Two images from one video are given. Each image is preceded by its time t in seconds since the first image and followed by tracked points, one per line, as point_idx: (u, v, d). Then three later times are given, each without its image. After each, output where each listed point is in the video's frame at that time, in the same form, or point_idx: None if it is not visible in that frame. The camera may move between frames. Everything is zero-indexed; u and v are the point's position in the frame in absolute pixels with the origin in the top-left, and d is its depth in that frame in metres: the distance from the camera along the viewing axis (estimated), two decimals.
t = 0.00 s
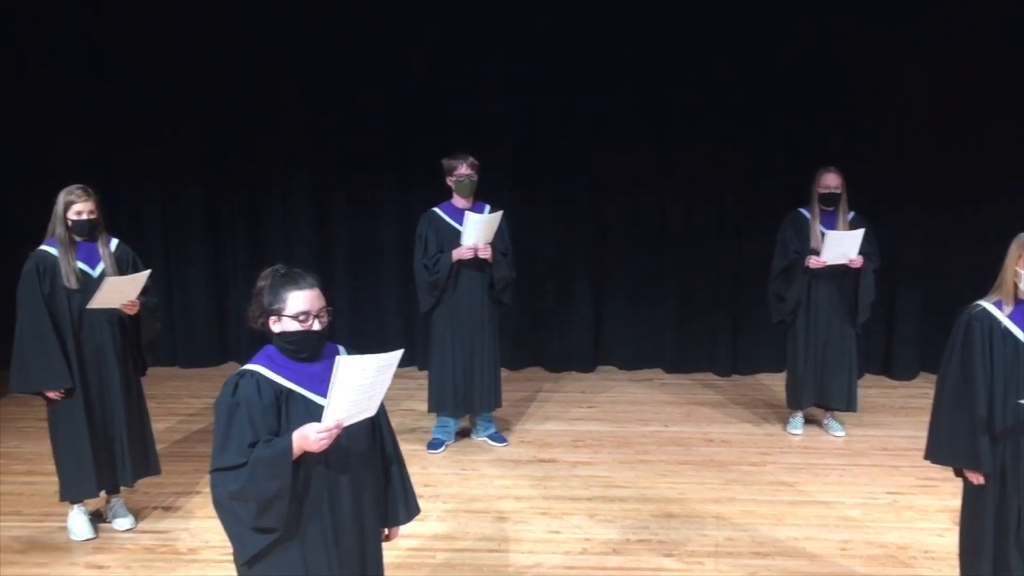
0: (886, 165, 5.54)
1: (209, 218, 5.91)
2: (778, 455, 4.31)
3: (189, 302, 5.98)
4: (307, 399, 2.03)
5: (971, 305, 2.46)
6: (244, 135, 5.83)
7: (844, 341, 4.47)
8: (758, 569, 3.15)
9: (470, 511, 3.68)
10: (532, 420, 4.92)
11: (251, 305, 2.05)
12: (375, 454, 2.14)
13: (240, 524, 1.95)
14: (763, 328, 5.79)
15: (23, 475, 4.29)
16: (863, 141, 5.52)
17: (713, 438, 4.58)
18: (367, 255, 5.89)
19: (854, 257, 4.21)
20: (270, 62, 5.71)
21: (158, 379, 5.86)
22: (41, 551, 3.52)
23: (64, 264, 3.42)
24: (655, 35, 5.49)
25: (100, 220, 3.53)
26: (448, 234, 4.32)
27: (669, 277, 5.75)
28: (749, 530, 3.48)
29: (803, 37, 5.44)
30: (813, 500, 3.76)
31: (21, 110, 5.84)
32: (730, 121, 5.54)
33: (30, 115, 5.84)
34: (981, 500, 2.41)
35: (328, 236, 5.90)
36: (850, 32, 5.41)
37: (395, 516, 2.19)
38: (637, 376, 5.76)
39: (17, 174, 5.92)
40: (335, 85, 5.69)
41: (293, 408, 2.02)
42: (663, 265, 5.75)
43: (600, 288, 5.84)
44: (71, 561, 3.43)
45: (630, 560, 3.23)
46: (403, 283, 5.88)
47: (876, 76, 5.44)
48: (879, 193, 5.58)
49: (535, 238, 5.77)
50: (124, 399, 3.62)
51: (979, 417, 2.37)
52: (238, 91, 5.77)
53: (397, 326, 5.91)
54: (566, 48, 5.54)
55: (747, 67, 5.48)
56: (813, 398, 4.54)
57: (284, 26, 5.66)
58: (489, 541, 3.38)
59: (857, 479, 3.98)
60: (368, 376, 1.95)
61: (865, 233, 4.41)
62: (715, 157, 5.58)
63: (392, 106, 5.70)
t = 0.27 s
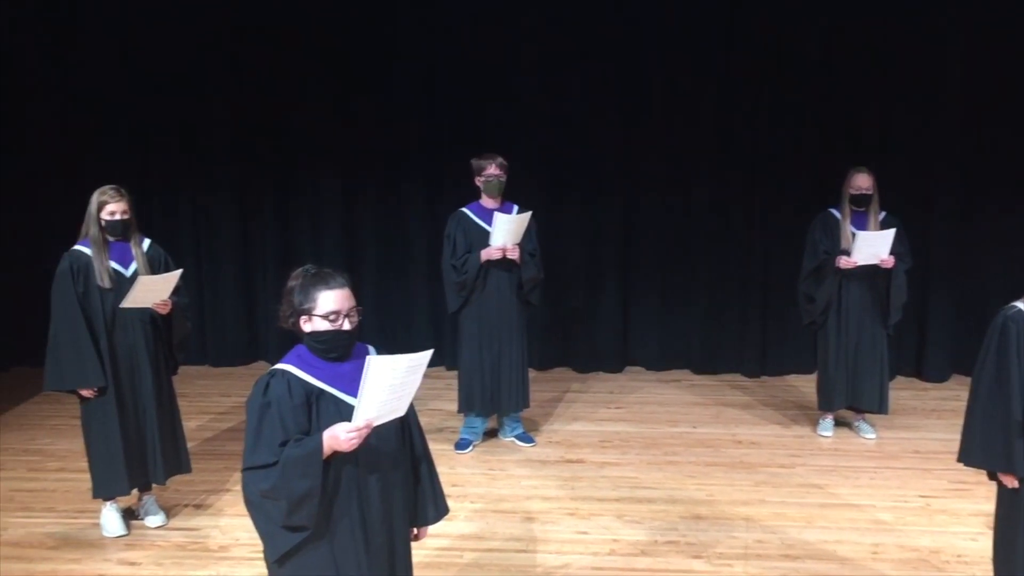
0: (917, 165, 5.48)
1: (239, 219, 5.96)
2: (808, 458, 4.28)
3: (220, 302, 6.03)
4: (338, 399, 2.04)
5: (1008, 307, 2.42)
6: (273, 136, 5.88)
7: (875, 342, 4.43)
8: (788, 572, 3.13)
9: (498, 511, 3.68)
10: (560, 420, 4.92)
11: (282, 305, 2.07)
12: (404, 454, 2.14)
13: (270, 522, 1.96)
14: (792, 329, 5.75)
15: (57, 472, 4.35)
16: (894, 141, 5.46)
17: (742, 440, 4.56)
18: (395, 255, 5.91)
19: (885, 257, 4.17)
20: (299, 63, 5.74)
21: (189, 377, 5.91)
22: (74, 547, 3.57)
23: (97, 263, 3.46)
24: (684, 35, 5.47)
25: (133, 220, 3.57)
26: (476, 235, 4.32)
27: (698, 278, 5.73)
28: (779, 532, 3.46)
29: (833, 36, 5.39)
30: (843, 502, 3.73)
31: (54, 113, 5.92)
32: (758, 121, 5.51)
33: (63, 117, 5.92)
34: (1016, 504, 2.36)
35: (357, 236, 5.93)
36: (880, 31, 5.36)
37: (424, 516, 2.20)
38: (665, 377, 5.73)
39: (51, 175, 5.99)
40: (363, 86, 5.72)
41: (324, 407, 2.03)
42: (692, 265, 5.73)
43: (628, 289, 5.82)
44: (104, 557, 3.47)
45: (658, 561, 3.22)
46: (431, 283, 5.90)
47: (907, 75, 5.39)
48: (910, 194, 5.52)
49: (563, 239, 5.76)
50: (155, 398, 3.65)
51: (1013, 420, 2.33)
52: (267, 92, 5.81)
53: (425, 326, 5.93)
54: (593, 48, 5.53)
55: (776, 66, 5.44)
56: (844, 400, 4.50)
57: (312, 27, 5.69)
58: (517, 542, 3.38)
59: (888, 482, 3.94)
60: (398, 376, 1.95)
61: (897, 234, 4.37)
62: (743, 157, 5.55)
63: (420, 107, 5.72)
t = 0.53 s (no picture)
0: (954, 166, 5.41)
1: (272, 218, 6.01)
2: (840, 460, 4.24)
3: (252, 300, 6.08)
4: (370, 398, 2.05)
5: None
6: (305, 137, 5.92)
7: (909, 344, 4.38)
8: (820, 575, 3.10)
9: (528, 511, 3.68)
10: (589, 421, 4.91)
11: (315, 304, 2.08)
12: (436, 454, 2.15)
13: (303, 520, 1.98)
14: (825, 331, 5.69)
15: (93, 468, 4.41)
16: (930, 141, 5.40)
17: (773, 442, 4.53)
18: (426, 254, 5.93)
19: (920, 259, 4.12)
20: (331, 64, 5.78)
21: (222, 375, 5.97)
22: (110, 542, 3.61)
23: (133, 262, 3.51)
24: (716, 34, 5.44)
25: (168, 219, 3.62)
26: (506, 235, 4.33)
27: (729, 279, 5.69)
28: (811, 535, 3.43)
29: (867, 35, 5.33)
30: (877, 506, 3.69)
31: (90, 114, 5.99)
32: (791, 120, 5.47)
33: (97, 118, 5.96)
34: None
35: (388, 235, 5.96)
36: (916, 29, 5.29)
37: (454, 516, 2.21)
38: (696, 378, 5.71)
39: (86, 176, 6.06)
40: (394, 86, 5.75)
41: (356, 406, 2.05)
42: (723, 266, 5.70)
43: (658, 289, 5.80)
44: (138, 553, 3.51)
45: (688, 563, 3.21)
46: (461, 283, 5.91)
47: (943, 75, 5.32)
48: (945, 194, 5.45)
49: (593, 239, 5.76)
50: (189, 396, 3.69)
51: None
52: (299, 93, 5.85)
53: (455, 325, 5.94)
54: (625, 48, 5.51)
55: (809, 66, 5.39)
56: (877, 403, 4.45)
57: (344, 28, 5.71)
58: (547, 542, 3.38)
59: (923, 486, 3.90)
60: (430, 376, 1.96)
61: (932, 235, 4.32)
62: (775, 157, 5.51)
63: (451, 107, 5.72)
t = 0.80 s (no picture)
0: (993, 168, 5.33)
1: (306, 218, 6.06)
2: (876, 465, 4.19)
3: (286, 299, 6.13)
4: (404, 397, 2.06)
5: None
6: (339, 137, 5.96)
7: (946, 348, 4.33)
8: None
9: (559, 512, 3.68)
10: (621, 422, 4.90)
11: (350, 304, 2.10)
12: (469, 454, 2.15)
13: (337, 517, 1.99)
14: (860, 334, 5.63)
15: (129, 463, 4.47)
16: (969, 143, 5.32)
17: (807, 446, 4.48)
18: (458, 254, 5.94)
19: (958, 262, 4.07)
20: (365, 65, 5.81)
21: (256, 373, 6.02)
22: (145, 537, 3.66)
23: (169, 261, 3.55)
24: (751, 35, 5.41)
25: (204, 218, 3.65)
26: (540, 235, 4.33)
27: (762, 281, 5.65)
28: (845, 540, 3.40)
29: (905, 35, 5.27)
30: (912, 512, 3.65)
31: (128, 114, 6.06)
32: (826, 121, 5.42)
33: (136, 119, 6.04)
34: None
35: (420, 235, 5.98)
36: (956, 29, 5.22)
37: (487, 517, 2.21)
38: (729, 381, 5.67)
39: (124, 175, 6.14)
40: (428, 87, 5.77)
41: (391, 405, 2.05)
42: (757, 268, 5.65)
43: (691, 291, 5.77)
44: (173, 548, 3.55)
45: (720, 567, 3.19)
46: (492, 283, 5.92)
47: (982, 75, 5.24)
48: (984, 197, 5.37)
49: (625, 240, 5.74)
50: (224, 393, 3.73)
51: None
52: (334, 94, 5.89)
53: (487, 325, 5.95)
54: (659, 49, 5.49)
55: (846, 66, 5.33)
56: (913, 407, 4.40)
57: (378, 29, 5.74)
58: (578, 543, 3.38)
59: (960, 492, 3.84)
60: (464, 376, 1.96)
61: (971, 238, 4.26)
62: (810, 159, 5.46)
63: (484, 108, 5.74)
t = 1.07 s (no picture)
0: None
1: (340, 218, 6.10)
2: (913, 471, 4.14)
3: (322, 298, 6.19)
4: (440, 398, 2.06)
5: None
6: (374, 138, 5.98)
7: (987, 353, 4.26)
8: None
9: (592, 513, 3.67)
10: (655, 424, 4.88)
11: (387, 303, 2.11)
12: (504, 455, 2.15)
13: (374, 516, 2.01)
14: (897, 338, 5.57)
15: (167, 459, 4.52)
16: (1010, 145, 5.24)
17: (844, 451, 4.44)
18: (492, 255, 5.95)
19: (1000, 265, 4.01)
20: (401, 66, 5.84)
21: (292, 372, 6.07)
22: (182, 532, 3.70)
23: (207, 259, 3.58)
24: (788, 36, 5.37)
25: (242, 217, 3.68)
26: (575, 236, 4.33)
27: (798, 283, 5.60)
28: (882, 546, 3.36)
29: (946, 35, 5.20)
30: (951, 518, 3.60)
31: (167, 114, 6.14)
32: (864, 123, 5.36)
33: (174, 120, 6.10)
34: None
35: (454, 236, 5.99)
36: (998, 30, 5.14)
37: (521, 517, 2.21)
38: (764, 384, 5.63)
39: (163, 175, 6.21)
40: (462, 88, 5.79)
41: (426, 405, 2.06)
42: (792, 270, 5.61)
43: (726, 293, 5.73)
44: (209, 543, 3.59)
45: (755, 571, 3.17)
46: (526, 284, 5.92)
47: None
48: None
49: (660, 241, 5.72)
50: (260, 391, 3.76)
51: None
52: (371, 94, 5.92)
53: (520, 325, 5.95)
54: (695, 50, 5.47)
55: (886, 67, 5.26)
56: (953, 412, 4.34)
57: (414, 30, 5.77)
58: (612, 545, 3.37)
59: (1000, 499, 3.78)
60: (501, 377, 1.97)
61: (1013, 241, 4.19)
62: (847, 161, 5.41)
63: (519, 109, 5.74)
